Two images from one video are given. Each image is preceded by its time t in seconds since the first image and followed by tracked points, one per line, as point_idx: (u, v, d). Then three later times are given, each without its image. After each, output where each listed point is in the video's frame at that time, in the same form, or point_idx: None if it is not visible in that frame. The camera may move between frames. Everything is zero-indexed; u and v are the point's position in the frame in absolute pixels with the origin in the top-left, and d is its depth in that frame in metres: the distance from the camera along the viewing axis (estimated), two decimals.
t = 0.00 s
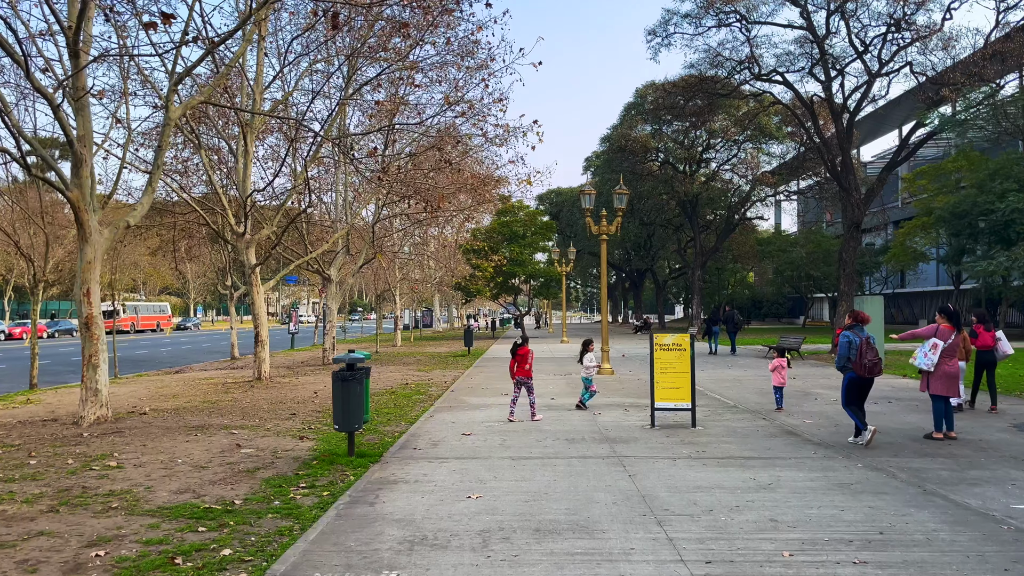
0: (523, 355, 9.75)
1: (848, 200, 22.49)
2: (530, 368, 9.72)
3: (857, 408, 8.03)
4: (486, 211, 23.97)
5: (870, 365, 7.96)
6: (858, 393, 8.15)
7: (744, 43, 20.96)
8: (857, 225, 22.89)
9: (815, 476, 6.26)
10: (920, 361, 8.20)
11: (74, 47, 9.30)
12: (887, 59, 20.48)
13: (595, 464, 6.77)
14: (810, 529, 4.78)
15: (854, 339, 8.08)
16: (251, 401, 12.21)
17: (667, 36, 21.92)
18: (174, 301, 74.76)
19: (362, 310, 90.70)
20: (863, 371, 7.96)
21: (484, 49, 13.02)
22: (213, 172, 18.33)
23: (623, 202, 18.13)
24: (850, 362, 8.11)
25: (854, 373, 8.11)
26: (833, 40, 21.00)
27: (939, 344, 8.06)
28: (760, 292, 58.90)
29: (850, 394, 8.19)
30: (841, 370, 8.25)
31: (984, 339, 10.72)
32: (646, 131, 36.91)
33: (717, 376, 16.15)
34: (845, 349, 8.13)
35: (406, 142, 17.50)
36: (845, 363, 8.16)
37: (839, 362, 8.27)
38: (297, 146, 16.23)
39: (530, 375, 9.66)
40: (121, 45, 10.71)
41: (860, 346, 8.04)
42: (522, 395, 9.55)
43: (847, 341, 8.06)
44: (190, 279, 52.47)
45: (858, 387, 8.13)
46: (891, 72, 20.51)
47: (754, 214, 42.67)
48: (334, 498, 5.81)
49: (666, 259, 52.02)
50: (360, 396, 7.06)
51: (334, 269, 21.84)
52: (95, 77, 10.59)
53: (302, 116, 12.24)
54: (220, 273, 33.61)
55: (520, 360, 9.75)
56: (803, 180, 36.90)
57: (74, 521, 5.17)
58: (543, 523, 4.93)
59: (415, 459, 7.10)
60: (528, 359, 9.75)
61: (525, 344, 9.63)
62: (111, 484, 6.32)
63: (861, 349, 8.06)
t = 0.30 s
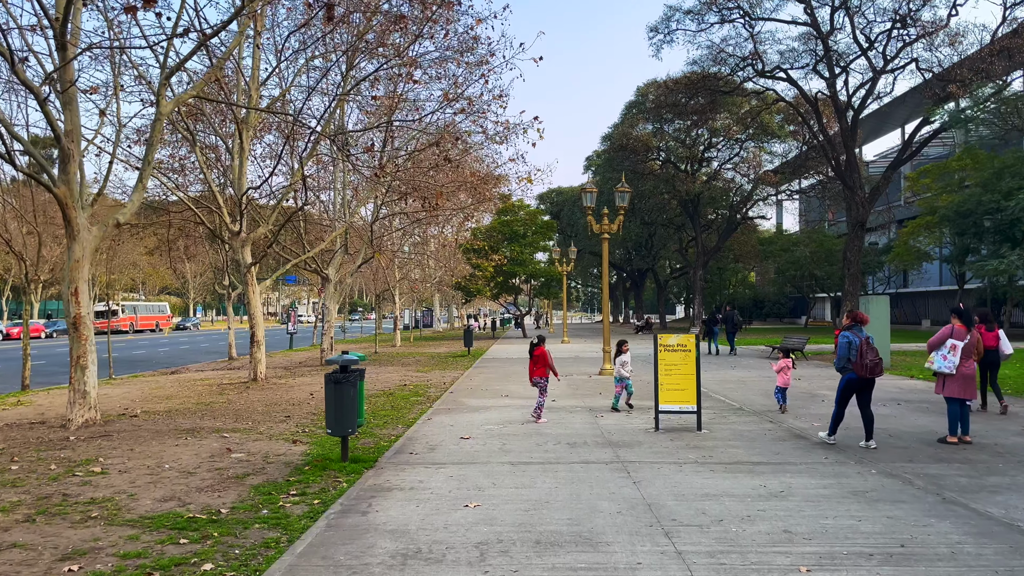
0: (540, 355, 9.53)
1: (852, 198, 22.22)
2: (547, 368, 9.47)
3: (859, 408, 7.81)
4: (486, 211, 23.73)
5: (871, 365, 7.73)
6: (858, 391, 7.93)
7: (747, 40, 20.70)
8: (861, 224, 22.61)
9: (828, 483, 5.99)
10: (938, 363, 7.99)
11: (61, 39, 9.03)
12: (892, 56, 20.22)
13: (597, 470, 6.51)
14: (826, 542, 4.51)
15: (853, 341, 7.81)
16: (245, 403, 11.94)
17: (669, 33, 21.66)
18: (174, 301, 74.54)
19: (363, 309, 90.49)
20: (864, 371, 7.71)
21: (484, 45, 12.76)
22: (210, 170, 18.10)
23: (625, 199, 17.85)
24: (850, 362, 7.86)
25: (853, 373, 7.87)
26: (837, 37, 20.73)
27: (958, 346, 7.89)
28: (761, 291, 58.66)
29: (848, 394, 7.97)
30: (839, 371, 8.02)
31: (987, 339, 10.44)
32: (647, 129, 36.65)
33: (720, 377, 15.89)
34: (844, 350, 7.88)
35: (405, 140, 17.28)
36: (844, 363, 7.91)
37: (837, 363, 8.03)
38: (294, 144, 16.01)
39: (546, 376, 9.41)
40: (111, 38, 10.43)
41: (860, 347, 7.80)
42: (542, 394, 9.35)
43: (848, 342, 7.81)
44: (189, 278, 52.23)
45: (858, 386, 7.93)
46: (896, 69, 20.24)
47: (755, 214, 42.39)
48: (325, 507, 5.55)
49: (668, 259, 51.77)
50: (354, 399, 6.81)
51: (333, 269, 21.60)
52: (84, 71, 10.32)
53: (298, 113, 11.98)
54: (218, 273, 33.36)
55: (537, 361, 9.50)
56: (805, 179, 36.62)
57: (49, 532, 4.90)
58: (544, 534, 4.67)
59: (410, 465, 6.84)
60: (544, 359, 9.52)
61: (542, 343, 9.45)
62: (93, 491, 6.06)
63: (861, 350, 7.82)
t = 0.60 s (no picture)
0: (554, 356, 9.32)
1: (857, 196, 21.95)
2: (562, 370, 9.24)
3: (848, 410, 7.73)
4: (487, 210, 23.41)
5: (861, 369, 7.55)
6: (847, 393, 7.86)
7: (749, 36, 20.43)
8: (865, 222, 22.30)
9: (842, 490, 5.72)
10: (957, 364, 7.75)
11: (47, 31, 8.77)
12: (896, 52, 19.95)
13: (601, 477, 6.23)
14: (844, 556, 4.24)
15: (846, 343, 7.75)
16: (239, 405, 11.66)
17: (671, 29, 21.39)
18: (173, 301, 74.27)
19: (362, 309, 90.20)
20: (853, 375, 7.57)
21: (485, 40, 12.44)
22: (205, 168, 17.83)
23: (627, 197, 17.55)
24: (841, 363, 7.77)
25: (843, 374, 7.86)
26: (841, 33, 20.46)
27: (975, 343, 7.77)
28: (764, 291, 58.39)
29: (841, 395, 7.87)
30: (832, 370, 7.98)
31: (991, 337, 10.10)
32: (648, 128, 36.36)
33: (724, 378, 15.60)
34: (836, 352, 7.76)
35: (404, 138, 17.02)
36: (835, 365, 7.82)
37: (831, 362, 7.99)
38: (290, 141, 15.76)
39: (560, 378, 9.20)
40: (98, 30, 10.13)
41: (851, 350, 7.66)
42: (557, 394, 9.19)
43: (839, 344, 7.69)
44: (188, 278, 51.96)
45: (849, 388, 7.85)
46: (901, 65, 19.98)
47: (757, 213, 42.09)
48: (315, 516, 5.27)
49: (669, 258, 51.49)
50: (346, 402, 6.54)
51: (330, 268, 21.31)
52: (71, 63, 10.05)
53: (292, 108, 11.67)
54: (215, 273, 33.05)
55: (552, 362, 9.28)
56: (807, 178, 36.32)
57: (20, 544, 4.63)
58: (545, 547, 4.41)
59: (405, 471, 6.56)
60: (559, 360, 9.29)
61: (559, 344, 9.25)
62: (73, 499, 5.79)
63: (853, 352, 7.68)
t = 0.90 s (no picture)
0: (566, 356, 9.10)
1: (860, 194, 21.68)
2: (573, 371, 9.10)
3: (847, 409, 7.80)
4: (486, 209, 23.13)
5: (857, 366, 7.71)
6: (846, 392, 7.92)
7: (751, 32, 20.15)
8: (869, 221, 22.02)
9: (854, 498, 5.47)
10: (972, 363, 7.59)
11: (31, 21, 8.49)
12: (901, 48, 19.69)
13: (603, 483, 5.97)
14: (862, 570, 3.98)
15: (839, 341, 7.84)
16: (231, 406, 11.40)
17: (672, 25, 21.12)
18: (171, 300, 74.03)
19: (362, 309, 89.97)
20: (849, 372, 7.71)
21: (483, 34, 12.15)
22: (199, 165, 17.57)
23: (628, 195, 17.27)
24: (837, 362, 7.88)
25: (840, 373, 7.91)
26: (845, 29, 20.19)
27: (991, 342, 7.66)
28: (765, 290, 58.11)
29: (841, 394, 7.95)
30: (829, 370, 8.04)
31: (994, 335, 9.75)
32: (649, 126, 36.10)
33: (726, 378, 15.34)
34: (831, 350, 7.91)
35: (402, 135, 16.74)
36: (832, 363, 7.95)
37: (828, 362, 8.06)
38: (286, 137, 15.50)
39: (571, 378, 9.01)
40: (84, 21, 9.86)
41: (846, 347, 7.81)
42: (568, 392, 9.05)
43: (833, 342, 7.84)
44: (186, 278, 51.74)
45: (847, 388, 7.92)
46: (906, 62, 19.72)
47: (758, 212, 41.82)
48: (301, 525, 5.01)
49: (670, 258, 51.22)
50: (338, 405, 6.29)
51: (327, 267, 21.05)
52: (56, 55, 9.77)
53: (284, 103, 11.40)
54: (212, 272, 32.80)
55: (562, 362, 9.07)
56: (809, 177, 36.03)
57: None
58: (543, 560, 4.15)
59: (398, 476, 6.31)
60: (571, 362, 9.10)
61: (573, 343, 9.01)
62: (49, 507, 5.53)
63: (848, 350, 7.83)
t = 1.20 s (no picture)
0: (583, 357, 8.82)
1: (865, 193, 21.39)
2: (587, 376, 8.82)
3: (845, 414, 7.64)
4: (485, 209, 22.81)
5: (858, 370, 7.55)
6: (844, 398, 7.75)
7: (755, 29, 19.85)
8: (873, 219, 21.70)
9: (869, 509, 5.18)
10: (985, 366, 7.34)
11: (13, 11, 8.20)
12: (906, 44, 19.39)
13: (604, 493, 5.68)
14: None
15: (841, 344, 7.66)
16: (222, 409, 11.10)
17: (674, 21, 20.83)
18: (170, 300, 73.75)
19: (361, 309, 89.73)
20: (849, 376, 7.56)
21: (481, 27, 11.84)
22: (193, 163, 17.31)
23: (629, 193, 16.97)
24: (838, 365, 7.72)
25: (841, 377, 7.74)
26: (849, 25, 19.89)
27: (1006, 345, 7.24)
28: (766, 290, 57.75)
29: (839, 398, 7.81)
30: (830, 373, 7.88)
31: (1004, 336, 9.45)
32: (649, 125, 35.80)
33: (729, 380, 15.05)
34: (833, 352, 7.76)
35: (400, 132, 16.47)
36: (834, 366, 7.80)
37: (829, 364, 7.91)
38: (280, 134, 15.21)
39: (585, 382, 8.70)
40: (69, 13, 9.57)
41: (848, 350, 7.66)
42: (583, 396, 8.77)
43: (836, 344, 7.70)
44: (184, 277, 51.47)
45: (846, 392, 7.74)
46: (911, 58, 19.42)
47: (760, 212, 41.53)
48: (284, 539, 4.73)
49: (670, 258, 50.94)
50: (326, 410, 6.00)
51: (323, 266, 20.73)
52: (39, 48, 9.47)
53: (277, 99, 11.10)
54: (209, 272, 32.52)
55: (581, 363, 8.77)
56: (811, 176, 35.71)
57: None
58: None
59: (388, 485, 6.01)
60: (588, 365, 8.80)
61: (591, 347, 8.74)
62: (20, 518, 5.24)
63: (850, 354, 7.66)
